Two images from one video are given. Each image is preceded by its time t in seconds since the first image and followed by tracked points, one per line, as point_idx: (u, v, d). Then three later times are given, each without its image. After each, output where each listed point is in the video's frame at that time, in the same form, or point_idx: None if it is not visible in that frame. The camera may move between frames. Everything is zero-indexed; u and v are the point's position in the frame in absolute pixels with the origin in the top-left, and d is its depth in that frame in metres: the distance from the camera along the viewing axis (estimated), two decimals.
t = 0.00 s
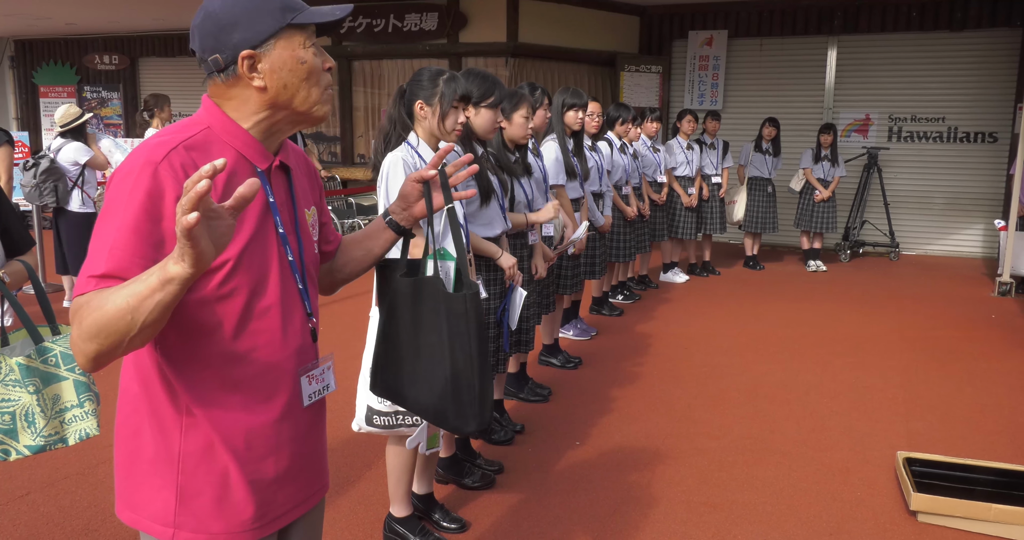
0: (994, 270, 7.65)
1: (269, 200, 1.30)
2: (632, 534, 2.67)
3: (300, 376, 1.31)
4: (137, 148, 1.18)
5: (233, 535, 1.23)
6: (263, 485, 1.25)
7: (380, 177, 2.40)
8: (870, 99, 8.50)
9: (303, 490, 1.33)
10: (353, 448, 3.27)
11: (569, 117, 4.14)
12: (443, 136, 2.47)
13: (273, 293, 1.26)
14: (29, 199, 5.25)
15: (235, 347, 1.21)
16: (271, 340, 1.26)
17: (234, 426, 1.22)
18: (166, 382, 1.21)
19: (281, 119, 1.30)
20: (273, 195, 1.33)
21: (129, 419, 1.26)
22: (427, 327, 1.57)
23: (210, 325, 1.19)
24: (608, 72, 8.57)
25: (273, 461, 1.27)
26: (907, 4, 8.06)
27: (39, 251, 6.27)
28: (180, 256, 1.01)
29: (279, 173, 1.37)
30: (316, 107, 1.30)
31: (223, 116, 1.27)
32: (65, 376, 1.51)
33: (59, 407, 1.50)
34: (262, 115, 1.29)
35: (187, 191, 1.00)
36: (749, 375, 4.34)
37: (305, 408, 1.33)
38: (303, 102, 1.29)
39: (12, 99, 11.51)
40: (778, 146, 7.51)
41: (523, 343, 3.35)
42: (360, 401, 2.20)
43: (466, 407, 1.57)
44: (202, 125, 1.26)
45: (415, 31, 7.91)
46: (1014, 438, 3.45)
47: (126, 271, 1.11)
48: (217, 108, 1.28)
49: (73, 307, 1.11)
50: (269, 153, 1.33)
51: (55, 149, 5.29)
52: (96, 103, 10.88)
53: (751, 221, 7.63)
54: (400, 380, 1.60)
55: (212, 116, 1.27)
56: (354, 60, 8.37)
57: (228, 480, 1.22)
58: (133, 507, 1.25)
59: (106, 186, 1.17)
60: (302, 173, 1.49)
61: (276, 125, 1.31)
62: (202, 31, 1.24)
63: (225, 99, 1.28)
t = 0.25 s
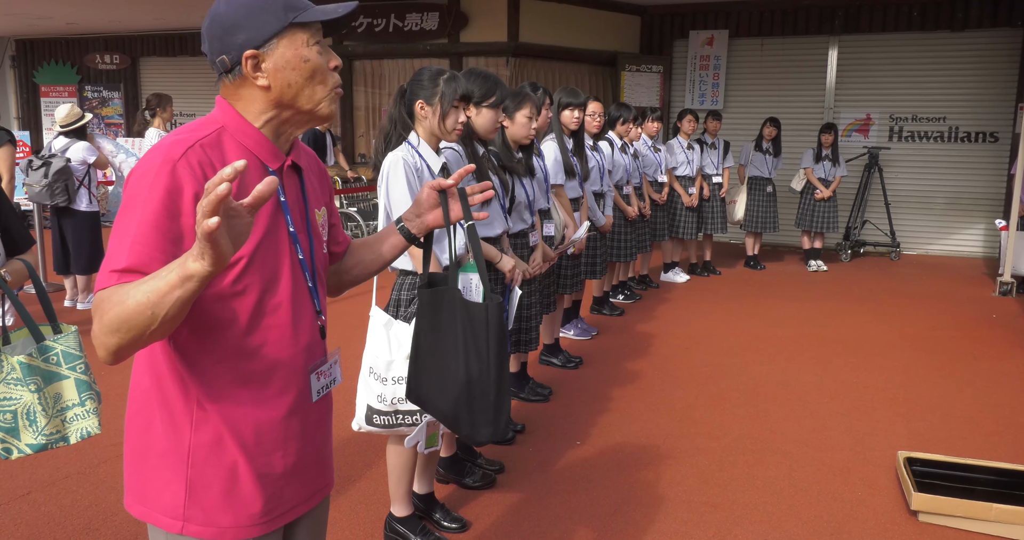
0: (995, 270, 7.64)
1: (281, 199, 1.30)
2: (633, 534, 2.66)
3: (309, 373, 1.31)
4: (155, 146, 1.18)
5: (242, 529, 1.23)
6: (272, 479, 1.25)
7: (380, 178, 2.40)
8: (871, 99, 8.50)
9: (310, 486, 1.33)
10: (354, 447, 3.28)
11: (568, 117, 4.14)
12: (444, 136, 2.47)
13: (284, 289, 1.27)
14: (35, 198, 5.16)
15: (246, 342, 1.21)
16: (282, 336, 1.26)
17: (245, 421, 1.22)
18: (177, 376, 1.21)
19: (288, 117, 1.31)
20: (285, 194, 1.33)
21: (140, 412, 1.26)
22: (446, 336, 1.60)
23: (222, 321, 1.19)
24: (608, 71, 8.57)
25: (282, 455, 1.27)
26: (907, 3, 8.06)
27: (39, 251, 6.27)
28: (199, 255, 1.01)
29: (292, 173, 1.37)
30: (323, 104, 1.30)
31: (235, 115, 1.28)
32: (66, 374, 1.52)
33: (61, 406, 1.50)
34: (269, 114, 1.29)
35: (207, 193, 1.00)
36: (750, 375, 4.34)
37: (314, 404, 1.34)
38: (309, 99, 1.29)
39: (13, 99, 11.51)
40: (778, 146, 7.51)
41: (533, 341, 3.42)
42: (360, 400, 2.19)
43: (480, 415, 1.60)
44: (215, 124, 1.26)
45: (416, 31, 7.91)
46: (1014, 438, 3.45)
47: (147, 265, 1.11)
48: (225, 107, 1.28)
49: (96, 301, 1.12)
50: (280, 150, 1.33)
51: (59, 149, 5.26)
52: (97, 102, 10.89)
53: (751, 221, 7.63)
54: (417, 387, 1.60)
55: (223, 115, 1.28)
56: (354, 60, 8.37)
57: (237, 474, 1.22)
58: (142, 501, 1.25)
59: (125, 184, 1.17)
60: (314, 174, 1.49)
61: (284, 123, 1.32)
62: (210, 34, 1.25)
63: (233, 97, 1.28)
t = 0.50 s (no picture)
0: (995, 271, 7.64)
1: (293, 205, 1.31)
2: (633, 534, 2.66)
3: (312, 376, 1.31)
4: (174, 143, 1.18)
5: (237, 525, 1.23)
6: (269, 478, 1.25)
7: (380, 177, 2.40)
8: (872, 99, 8.49)
9: (306, 485, 1.33)
10: (354, 446, 3.28)
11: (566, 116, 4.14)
12: (444, 135, 2.46)
13: (290, 293, 1.27)
14: (39, 197, 5.14)
15: (250, 342, 1.22)
16: (286, 338, 1.26)
17: (245, 418, 1.22)
18: (179, 370, 1.21)
19: (305, 134, 1.30)
20: (297, 200, 1.33)
21: (141, 403, 1.26)
22: (452, 345, 1.60)
23: (227, 320, 1.20)
24: (609, 71, 8.56)
25: (280, 453, 1.27)
26: (909, 4, 8.06)
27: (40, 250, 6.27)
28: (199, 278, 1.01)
29: (305, 180, 1.38)
30: (341, 131, 1.30)
31: (257, 120, 1.28)
32: (68, 372, 1.54)
33: (63, 403, 1.53)
34: (290, 126, 1.29)
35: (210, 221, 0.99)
36: (750, 376, 4.34)
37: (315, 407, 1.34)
38: (328, 123, 1.29)
39: (14, 98, 11.51)
40: (779, 147, 7.50)
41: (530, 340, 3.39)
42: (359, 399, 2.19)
43: (483, 427, 1.59)
44: (235, 126, 1.26)
45: (417, 30, 7.91)
46: (1014, 439, 3.45)
47: (155, 262, 1.11)
48: (252, 111, 1.28)
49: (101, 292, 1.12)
50: (297, 160, 1.33)
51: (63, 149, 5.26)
52: (98, 101, 10.89)
53: (752, 221, 7.63)
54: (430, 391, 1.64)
55: (247, 118, 1.28)
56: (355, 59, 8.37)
57: (234, 470, 1.22)
58: (139, 490, 1.25)
59: (142, 178, 1.18)
60: (327, 179, 1.49)
61: (303, 137, 1.31)
62: (257, 31, 1.25)
63: (262, 102, 1.28)
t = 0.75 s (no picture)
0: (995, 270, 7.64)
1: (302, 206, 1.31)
2: (633, 534, 2.66)
3: (317, 377, 1.31)
4: (184, 143, 1.18)
5: (237, 524, 1.23)
6: (270, 477, 1.25)
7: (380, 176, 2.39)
8: (872, 99, 8.49)
9: (307, 486, 1.33)
10: (354, 446, 3.28)
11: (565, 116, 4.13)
12: (445, 135, 2.47)
13: (297, 294, 1.27)
14: (44, 196, 5.14)
15: (256, 342, 1.22)
16: (292, 339, 1.26)
17: (249, 417, 1.22)
18: (184, 368, 1.21)
19: (317, 135, 1.30)
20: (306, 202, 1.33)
21: (147, 400, 1.26)
22: (455, 348, 1.60)
23: (233, 320, 1.20)
24: (609, 70, 8.56)
25: (283, 453, 1.27)
26: (909, 4, 8.06)
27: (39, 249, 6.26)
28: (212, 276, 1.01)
29: (314, 181, 1.38)
30: (352, 130, 1.30)
31: (267, 121, 1.27)
32: (71, 369, 1.59)
33: (67, 400, 1.57)
34: (300, 128, 1.29)
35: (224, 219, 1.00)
36: (750, 375, 4.34)
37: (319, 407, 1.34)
38: (338, 122, 1.28)
39: (13, 97, 11.51)
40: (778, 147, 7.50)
41: (527, 340, 3.37)
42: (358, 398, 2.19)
43: (483, 430, 1.59)
44: (245, 126, 1.26)
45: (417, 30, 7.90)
46: (1014, 438, 3.45)
47: (167, 263, 1.12)
48: (262, 112, 1.28)
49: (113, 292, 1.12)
50: (307, 161, 1.33)
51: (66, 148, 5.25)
52: (98, 100, 10.89)
53: (752, 220, 7.62)
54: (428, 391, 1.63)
55: (256, 119, 1.27)
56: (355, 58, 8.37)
57: (237, 469, 1.22)
58: (144, 486, 1.26)
59: (152, 177, 1.17)
60: (336, 179, 1.49)
61: (313, 138, 1.31)
62: (263, 35, 1.25)
63: (272, 103, 1.28)
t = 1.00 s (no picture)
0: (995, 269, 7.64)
1: (303, 198, 1.31)
2: (634, 533, 2.66)
3: (323, 370, 1.31)
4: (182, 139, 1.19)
5: (247, 521, 1.23)
6: (279, 473, 1.25)
7: (380, 175, 2.39)
8: (872, 98, 8.48)
9: (316, 481, 1.33)
10: (354, 445, 3.28)
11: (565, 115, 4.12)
12: (444, 134, 2.47)
13: (303, 288, 1.27)
14: (47, 196, 5.13)
15: (265, 338, 1.22)
16: (298, 333, 1.26)
17: (258, 414, 1.22)
18: (192, 367, 1.21)
19: (308, 124, 1.30)
20: (308, 193, 1.33)
21: (154, 400, 1.25)
22: (456, 342, 1.59)
23: (239, 315, 1.20)
24: (608, 70, 8.55)
25: (291, 449, 1.27)
26: (909, 3, 8.06)
27: (39, 249, 6.25)
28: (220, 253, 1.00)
29: (314, 174, 1.38)
30: (340, 112, 1.29)
31: (261, 115, 1.28)
32: (74, 369, 1.58)
33: (69, 400, 1.57)
34: (290, 118, 1.29)
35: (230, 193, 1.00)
36: (750, 374, 4.34)
37: (326, 401, 1.34)
38: (325, 107, 1.28)
39: (13, 97, 11.51)
40: (777, 146, 7.49)
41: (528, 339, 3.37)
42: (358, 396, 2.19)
43: (485, 424, 1.58)
44: (241, 122, 1.27)
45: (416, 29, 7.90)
46: (1014, 437, 3.45)
47: (173, 257, 1.12)
48: (254, 107, 1.29)
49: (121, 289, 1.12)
50: (304, 153, 1.33)
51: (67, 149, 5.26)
52: (97, 100, 10.89)
53: (752, 219, 7.62)
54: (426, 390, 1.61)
55: (250, 114, 1.28)
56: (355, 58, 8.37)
57: (246, 466, 1.22)
58: (153, 487, 1.25)
59: (152, 175, 1.18)
60: (336, 172, 1.49)
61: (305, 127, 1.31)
62: (241, 37, 1.27)
63: (261, 98, 1.29)
